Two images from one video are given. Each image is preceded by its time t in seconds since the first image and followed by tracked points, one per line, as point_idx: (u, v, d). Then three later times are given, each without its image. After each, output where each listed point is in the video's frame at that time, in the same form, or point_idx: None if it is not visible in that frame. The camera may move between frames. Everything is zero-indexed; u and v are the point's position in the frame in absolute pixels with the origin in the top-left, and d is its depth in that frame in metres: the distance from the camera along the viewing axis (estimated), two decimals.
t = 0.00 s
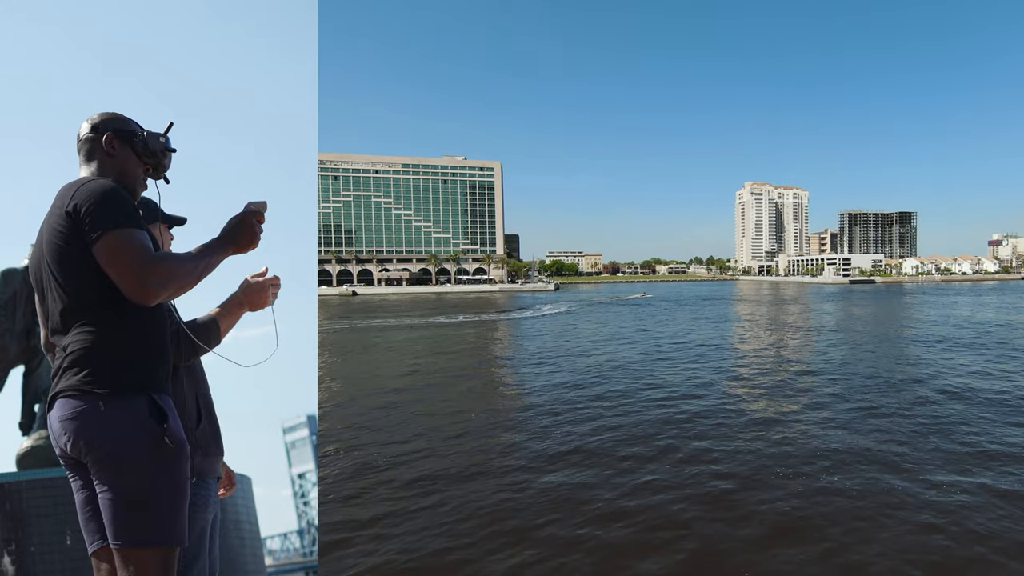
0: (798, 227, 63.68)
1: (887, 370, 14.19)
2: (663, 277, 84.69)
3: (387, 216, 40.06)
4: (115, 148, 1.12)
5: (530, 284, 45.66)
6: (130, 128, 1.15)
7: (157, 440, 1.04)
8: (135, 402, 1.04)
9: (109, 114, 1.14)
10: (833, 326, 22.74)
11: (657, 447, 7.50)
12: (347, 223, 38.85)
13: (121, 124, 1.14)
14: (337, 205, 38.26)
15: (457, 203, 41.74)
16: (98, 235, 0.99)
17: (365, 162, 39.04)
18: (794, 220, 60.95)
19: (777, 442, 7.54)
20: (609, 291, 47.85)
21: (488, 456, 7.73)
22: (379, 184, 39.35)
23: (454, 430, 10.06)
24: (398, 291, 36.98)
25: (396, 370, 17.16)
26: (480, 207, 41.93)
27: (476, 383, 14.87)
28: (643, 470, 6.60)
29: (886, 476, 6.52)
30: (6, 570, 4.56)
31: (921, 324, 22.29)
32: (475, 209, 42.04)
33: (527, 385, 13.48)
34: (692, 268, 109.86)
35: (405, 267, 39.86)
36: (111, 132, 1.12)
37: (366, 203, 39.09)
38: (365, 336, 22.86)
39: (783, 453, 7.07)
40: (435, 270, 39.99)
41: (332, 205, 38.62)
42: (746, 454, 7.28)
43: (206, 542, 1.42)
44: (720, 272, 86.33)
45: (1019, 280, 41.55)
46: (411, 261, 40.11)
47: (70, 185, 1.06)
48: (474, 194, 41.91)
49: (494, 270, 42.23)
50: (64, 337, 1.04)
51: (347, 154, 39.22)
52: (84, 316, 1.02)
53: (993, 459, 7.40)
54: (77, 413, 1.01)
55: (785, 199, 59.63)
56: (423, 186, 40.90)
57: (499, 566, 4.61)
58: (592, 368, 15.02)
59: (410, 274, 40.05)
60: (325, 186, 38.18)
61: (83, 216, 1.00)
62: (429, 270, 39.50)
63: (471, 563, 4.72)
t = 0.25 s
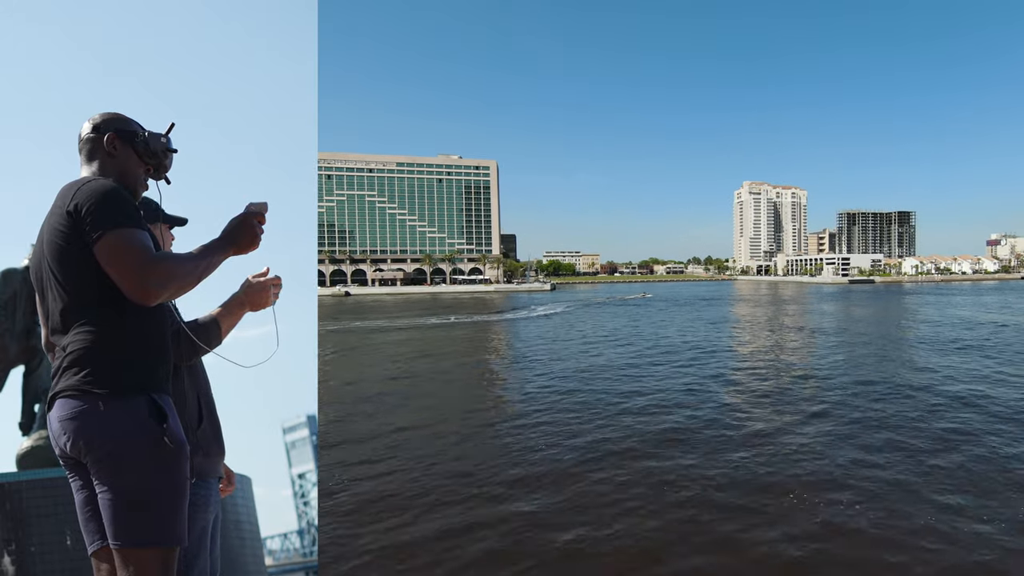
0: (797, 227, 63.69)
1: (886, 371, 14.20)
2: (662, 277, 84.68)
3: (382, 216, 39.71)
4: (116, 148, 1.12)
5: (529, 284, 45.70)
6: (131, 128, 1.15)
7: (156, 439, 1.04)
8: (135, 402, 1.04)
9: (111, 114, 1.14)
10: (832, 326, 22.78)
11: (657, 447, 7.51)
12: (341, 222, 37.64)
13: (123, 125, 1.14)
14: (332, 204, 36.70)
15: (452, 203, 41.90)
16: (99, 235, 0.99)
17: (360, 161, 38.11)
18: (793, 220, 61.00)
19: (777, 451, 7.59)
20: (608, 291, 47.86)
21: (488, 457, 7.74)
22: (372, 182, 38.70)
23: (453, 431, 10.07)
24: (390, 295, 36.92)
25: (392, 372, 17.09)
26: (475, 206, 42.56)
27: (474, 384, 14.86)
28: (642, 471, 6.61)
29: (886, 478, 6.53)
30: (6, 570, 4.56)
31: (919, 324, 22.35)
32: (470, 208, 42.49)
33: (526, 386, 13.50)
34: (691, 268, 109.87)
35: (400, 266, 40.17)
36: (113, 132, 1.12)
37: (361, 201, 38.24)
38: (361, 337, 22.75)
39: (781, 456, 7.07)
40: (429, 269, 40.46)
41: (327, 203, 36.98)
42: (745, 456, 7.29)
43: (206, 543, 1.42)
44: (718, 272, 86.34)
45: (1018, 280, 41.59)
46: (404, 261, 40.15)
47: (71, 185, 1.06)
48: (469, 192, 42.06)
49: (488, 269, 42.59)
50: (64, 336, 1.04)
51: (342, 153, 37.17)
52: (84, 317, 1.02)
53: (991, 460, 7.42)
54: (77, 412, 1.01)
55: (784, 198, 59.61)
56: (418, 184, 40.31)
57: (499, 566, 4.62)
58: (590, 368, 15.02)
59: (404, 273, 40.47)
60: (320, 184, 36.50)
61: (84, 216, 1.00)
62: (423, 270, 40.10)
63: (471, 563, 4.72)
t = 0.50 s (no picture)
0: (799, 224, 63.55)
1: (887, 369, 14.18)
2: (662, 274, 84.54)
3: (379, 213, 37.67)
4: (119, 148, 1.12)
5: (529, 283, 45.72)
6: (133, 129, 1.15)
7: (158, 438, 1.04)
8: (136, 401, 1.04)
9: (113, 115, 1.14)
10: (833, 324, 22.77)
11: (658, 445, 7.51)
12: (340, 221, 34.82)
13: (125, 125, 1.14)
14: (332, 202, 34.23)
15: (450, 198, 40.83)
16: (101, 236, 0.99)
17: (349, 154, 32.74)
18: (794, 217, 60.94)
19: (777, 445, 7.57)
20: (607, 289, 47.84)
21: (488, 455, 7.73)
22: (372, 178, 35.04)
23: (454, 430, 10.08)
24: (389, 293, 36.86)
25: (391, 371, 16.98)
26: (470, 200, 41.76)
27: (474, 383, 14.85)
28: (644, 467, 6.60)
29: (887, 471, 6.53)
30: (6, 570, 4.55)
31: (921, 322, 22.32)
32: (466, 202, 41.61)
33: (526, 384, 13.49)
34: (691, 265, 109.74)
35: (396, 263, 40.67)
36: (115, 132, 1.12)
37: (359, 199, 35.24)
38: (361, 336, 22.59)
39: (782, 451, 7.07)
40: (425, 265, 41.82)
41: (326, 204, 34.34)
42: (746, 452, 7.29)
43: (207, 543, 1.42)
44: (718, 270, 86.25)
45: (1020, 278, 41.49)
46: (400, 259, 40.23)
47: (73, 185, 1.05)
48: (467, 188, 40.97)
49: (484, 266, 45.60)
50: (65, 336, 1.04)
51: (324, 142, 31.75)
52: (85, 317, 1.02)
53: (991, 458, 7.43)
54: (79, 412, 1.01)
55: (785, 194, 59.62)
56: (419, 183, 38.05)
57: (500, 564, 4.62)
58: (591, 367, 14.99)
59: (400, 270, 41.28)
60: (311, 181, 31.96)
61: (87, 217, 1.00)
62: (420, 268, 42.02)
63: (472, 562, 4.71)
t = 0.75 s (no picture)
0: (799, 221, 63.44)
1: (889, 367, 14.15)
2: (662, 272, 84.51)
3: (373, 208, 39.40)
4: (120, 148, 1.12)
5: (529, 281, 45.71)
6: (134, 128, 1.15)
7: (160, 438, 1.04)
8: (137, 401, 1.04)
9: (114, 115, 1.14)
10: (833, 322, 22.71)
11: (658, 444, 7.52)
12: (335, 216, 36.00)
13: (125, 124, 1.13)
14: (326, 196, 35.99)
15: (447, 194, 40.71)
16: (103, 235, 0.99)
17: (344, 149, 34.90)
18: (794, 214, 60.86)
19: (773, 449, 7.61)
20: (607, 287, 47.75)
21: (488, 454, 7.74)
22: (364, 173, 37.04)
23: (453, 429, 10.08)
24: (385, 288, 36.67)
25: (390, 370, 16.88)
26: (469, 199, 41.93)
27: (474, 380, 14.86)
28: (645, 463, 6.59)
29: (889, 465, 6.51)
30: (6, 570, 4.55)
31: (922, 320, 22.25)
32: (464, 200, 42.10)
33: (525, 382, 13.46)
34: (690, 263, 109.72)
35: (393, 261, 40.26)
36: (116, 132, 1.12)
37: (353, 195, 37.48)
38: (361, 335, 22.48)
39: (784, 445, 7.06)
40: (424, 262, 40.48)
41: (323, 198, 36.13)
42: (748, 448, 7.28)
43: (208, 542, 1.42)
44: (718, 267, 86.19)
45: (1022, 275, 41.38)
46: (398, 256, 40.20)
47: (74, 185, 1.05)
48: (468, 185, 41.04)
49: (484, 264, 43.95)
50: (68, 335, 1.04)
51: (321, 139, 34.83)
52: (87, 317, 1.02)
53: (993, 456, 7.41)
54: (80, 412, 1.01)
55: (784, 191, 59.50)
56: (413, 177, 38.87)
57: (500, 564, 4.62)
58: (591, 365, 14.97)
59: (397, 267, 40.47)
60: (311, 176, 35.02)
61: (88, 216, 1.00)
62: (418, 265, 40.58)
63: (473, 561, 4.71)
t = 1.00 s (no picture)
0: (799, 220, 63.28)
1: (890, 367, 14.07)
2: (661, 271, 84.27)
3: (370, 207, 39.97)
4: (122, 148, 1.12)
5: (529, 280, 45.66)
6: (136, 128, 1.15)
7: (161, 438, 1.04)
8: (139, 401, 1.04)
9: (116, 115, 1.14)
10: (833, 322, 22.66)
11: (658, 444, 7.52)
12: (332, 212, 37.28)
13: (128, 125, 1.14)
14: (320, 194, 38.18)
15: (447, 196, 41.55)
16: (105, 235, 0.99)
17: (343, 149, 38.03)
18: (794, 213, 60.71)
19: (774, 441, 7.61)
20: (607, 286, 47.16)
21: (488, 454, 7.74)
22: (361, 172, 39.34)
23: (453, 428, 10.08)
24: (379, 286, 36.34)
25: (387, 370, 16.77)
26: (468, 200, 42.08)
27: (473, 380, 14.86)
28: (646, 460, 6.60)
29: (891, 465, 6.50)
30: (6, 570, 4.55)
31: (922, 319, 22.21)
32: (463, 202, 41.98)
33: (524, 382, 13.46)
34: (690, 263, 109.42)
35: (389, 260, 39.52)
36: (118, 131, 1.12)
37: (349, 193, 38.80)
38: (359, 335, 22.34)
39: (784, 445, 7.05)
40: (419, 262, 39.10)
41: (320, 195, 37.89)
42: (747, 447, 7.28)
43: (208, 542, 1.42)
44: (717, 266, 85.98)
45: None
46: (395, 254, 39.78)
47: (77, 185, 1.06)
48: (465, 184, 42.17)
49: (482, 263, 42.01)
50: (69, 335, 1.04)
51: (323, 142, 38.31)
52: (89, 316, 1.02)
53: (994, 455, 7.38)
54: (82, 412, 1.01)
55: (784, 189, 59.35)
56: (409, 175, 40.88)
57: (501, 564, 4.62)
58: (590, 365, 14.97)
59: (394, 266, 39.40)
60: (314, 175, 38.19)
61: (90, 215, 1.00)
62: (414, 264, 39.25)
63: (475, 560, 4.69)
